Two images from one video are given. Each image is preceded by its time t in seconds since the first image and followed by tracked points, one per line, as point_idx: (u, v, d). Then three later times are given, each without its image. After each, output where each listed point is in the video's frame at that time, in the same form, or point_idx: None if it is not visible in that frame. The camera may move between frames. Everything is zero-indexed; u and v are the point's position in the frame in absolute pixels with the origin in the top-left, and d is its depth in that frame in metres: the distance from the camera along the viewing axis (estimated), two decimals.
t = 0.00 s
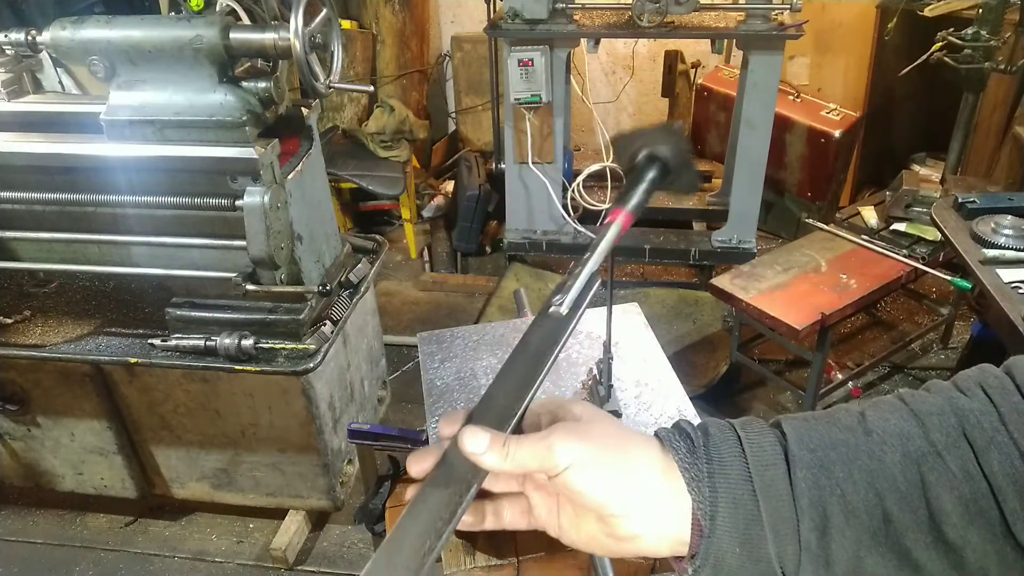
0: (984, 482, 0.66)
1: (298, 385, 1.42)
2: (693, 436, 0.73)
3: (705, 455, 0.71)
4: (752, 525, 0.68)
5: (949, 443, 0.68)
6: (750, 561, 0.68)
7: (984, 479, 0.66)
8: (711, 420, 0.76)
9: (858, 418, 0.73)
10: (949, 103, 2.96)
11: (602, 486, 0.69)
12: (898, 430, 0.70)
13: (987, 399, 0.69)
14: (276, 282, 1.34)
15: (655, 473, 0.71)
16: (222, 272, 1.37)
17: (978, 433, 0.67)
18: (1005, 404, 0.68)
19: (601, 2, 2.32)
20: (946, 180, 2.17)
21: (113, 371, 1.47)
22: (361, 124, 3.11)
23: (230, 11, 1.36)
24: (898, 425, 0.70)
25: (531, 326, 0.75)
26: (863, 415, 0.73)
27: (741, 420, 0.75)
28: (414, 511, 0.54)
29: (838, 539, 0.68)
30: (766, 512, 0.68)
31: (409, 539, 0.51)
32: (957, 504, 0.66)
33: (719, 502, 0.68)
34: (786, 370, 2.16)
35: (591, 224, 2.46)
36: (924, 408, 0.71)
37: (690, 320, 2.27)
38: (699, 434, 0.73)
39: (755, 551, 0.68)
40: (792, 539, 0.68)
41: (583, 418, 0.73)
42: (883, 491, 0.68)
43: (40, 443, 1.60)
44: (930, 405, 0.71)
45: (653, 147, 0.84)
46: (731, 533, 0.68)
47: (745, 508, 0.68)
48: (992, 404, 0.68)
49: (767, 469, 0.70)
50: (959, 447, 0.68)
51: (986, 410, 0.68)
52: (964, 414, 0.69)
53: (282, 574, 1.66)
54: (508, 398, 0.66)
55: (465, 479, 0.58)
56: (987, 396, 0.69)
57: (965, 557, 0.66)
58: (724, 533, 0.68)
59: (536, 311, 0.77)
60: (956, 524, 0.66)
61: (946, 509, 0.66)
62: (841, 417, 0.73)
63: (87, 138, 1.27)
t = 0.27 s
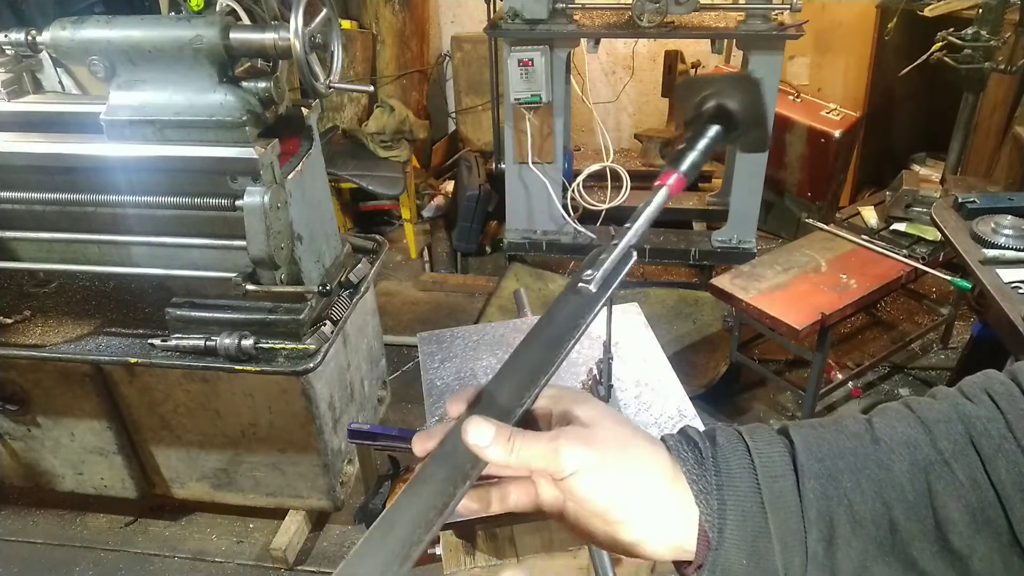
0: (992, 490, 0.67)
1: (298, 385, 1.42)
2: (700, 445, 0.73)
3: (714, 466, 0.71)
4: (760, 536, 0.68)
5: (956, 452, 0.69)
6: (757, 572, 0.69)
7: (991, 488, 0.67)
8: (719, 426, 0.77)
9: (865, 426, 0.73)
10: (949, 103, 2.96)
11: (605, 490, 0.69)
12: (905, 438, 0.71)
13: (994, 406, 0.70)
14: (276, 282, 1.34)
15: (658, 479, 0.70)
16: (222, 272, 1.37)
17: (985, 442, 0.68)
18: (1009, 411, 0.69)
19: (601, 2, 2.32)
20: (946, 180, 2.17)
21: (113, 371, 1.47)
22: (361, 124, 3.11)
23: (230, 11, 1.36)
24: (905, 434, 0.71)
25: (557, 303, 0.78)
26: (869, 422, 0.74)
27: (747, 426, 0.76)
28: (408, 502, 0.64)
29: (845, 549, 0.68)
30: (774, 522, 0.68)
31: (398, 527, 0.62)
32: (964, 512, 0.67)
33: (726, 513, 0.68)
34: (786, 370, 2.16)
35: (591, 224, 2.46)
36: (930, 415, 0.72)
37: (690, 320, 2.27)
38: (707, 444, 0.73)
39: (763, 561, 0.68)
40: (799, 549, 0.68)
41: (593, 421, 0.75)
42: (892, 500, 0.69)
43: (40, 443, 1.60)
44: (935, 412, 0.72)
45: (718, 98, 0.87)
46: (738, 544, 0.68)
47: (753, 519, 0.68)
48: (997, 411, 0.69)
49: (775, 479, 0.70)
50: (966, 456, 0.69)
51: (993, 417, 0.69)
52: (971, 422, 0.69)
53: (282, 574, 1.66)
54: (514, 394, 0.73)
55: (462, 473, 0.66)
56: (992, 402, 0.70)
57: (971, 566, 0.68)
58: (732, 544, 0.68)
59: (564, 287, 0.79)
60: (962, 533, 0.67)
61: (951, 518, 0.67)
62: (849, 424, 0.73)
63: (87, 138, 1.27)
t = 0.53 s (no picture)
0: (995, 494, 0.70)
1: (298, 385, 1.42)
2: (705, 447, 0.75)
3: (718, 468, 0.73)
4: (765, 537, 0.70)
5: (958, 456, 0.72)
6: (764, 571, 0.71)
7: (993, 491, 0.70)
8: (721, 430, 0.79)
9: (869, 430, 0.75)
10: (949, 103, 2.96)
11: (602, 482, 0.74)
12: (908, 443, 0.73)
13: (998, 411, 0.73)
14: (276, 282, 1.34)
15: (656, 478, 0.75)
16: (222, 273, 1.37)
17: (988, 447, 0.71)
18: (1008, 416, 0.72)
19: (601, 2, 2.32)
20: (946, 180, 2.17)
21: (113, 372, 1.47)
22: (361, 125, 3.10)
23: (230, 11, 1.36)
24: (909, 438, 0.74)
25: (568, 300, 0.77)
26: (873, 427, 0.76)
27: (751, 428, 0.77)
28: (412, 497, 0.66)
29: (848, 550, 0.70)
30: (778, 523, 0.70)
31: (405, 517, 0.65)
32: (967, 515, 0.70)
33: (732, 512, 0.70)
34: (786, 370, 2.16)
35: (591, 224, 2.46)
36: (933, 421, 0.74)
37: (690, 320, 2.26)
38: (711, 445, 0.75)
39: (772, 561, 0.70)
40: (803, 551, 0.70)
41: (601, 421, 0.79)
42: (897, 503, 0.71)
43: (40, 443, 1.60)
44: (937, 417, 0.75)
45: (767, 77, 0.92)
46: (743, 542, 0.70)
47: (757, 520, 0.70)
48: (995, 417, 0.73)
49: (779, 481, 0.72)
50: (969, 460, 0.71)
51: (996, 422, 0.72)
52: (975, 427, 0.72)
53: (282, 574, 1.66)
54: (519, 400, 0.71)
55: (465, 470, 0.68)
56: (997, 406, 0.73)
57: (974, 569, 0.70)
58: (737, 542, 0.70)
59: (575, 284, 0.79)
60: (965, 536, 0.70)
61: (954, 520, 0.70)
62: (854, 430, 0.76)
63: (87, 138, 1.27)
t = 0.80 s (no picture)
0: (1006, 476, 0.66)
1: (298, 385, 1.42)
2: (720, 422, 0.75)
3: (731, 440, 0.72)
4: (773, 508, 0.68)
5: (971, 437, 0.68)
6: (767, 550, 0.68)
7: (1006, 473, 0.66)
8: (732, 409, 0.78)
9: (880, 412, 0.73)
10: (949, 103, 2.96)
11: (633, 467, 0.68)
12: (919, 424, 0.70)
13: (1015, 399, 0.69)
14: (276, 282, 1.34)
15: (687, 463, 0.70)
16: (222, 273, 1.37)
17: (1002, 431, 0.67)
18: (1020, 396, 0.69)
19: (601, 2, 2.32)
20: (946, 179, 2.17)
21: (113, 371, 1.47)
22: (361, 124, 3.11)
23: (231, 11, 1.36)
24: (919, 419, 0.70)
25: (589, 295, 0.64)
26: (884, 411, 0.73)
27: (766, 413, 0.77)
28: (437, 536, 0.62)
29: (856, 526, 0.68)
30: (788, 497, 0.69)
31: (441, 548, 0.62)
32: (977, 498, 0.66)
33: (742, 485, 0.69)
34: (786, 370, 2.16)
35: (591, 224, 2.46)
36: (947, 405, 0.71)
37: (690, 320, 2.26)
38: (726, 421, 0.75)
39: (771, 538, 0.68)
40: (811, 524, 0.68)
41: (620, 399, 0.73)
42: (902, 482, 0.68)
43: (40, 443, 1.60)
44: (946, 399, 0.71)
45: (809, 25, 0.68)
46: (753, 517, 0.68)
47: (765, 491, 0.69)
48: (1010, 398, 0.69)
49: (789, 456, 0.70)
50: (981, 444, 0.68)
51: (1013, 407, 0.68)
52: (991, 412, 0.68)
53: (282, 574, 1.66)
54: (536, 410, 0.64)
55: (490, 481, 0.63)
56: (1012, 397, 0.69)
57: (985, 551, 0.66)
58: (746, 519, 0.68)
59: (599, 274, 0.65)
60: (974, 517, 0.66)
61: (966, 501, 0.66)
62: (864, 413, 0.73)
63: (87, 138, 1.27)
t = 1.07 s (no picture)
0: None
1: (298, 385, 1.42)
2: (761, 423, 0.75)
3: (773, 443, 0.72)
4: (814, 509, 0.69)
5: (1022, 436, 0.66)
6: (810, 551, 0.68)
7: None
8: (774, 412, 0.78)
9: (923, 411, 0.71)
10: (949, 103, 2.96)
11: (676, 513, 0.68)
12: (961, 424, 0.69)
13: None
14: (276, 282, 1.34)
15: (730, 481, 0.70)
16: (222, 272, 1.37)
17: None
18: None
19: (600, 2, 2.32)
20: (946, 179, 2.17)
21: (113, 371, 1.47)
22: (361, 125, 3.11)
23: (230, 11, 1.36)
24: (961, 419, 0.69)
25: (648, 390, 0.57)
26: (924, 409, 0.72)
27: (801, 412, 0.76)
28: None
29: (897, 526, 0.68)
30: (831, 498, 0.69)
31: None
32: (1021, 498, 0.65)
33: (785, 488, 0.69)
34: (786, 371, 2.16)
35: (591, 224, 2.46)
36: (990, 405, 0.69)
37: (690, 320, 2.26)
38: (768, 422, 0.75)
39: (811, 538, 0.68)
40: (853, 524, 0.69)
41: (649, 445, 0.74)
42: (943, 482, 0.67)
43: (40, 443, 1.60)
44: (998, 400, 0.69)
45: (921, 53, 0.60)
46: (798, 519, 0.68)
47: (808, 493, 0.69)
48: None
49: (835, 458, 0.71)
50: None
51: None
52: None
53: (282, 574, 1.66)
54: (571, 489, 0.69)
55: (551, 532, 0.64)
56: None
57: None
58: (787, 522, 0.68)
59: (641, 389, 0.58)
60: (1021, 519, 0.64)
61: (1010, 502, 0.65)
62: (909, 411, 0.72)
63: (87, 138, 1.27)
